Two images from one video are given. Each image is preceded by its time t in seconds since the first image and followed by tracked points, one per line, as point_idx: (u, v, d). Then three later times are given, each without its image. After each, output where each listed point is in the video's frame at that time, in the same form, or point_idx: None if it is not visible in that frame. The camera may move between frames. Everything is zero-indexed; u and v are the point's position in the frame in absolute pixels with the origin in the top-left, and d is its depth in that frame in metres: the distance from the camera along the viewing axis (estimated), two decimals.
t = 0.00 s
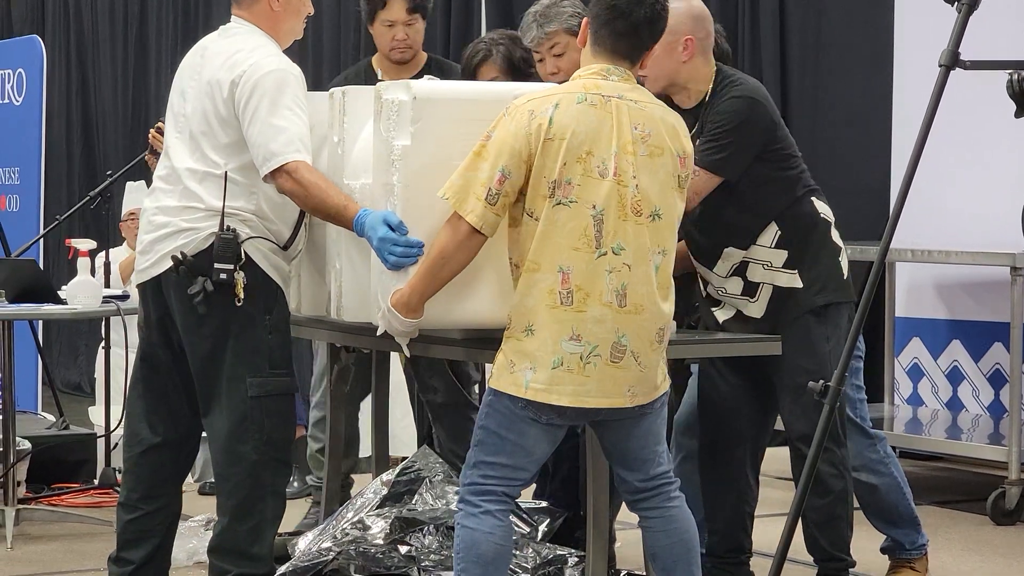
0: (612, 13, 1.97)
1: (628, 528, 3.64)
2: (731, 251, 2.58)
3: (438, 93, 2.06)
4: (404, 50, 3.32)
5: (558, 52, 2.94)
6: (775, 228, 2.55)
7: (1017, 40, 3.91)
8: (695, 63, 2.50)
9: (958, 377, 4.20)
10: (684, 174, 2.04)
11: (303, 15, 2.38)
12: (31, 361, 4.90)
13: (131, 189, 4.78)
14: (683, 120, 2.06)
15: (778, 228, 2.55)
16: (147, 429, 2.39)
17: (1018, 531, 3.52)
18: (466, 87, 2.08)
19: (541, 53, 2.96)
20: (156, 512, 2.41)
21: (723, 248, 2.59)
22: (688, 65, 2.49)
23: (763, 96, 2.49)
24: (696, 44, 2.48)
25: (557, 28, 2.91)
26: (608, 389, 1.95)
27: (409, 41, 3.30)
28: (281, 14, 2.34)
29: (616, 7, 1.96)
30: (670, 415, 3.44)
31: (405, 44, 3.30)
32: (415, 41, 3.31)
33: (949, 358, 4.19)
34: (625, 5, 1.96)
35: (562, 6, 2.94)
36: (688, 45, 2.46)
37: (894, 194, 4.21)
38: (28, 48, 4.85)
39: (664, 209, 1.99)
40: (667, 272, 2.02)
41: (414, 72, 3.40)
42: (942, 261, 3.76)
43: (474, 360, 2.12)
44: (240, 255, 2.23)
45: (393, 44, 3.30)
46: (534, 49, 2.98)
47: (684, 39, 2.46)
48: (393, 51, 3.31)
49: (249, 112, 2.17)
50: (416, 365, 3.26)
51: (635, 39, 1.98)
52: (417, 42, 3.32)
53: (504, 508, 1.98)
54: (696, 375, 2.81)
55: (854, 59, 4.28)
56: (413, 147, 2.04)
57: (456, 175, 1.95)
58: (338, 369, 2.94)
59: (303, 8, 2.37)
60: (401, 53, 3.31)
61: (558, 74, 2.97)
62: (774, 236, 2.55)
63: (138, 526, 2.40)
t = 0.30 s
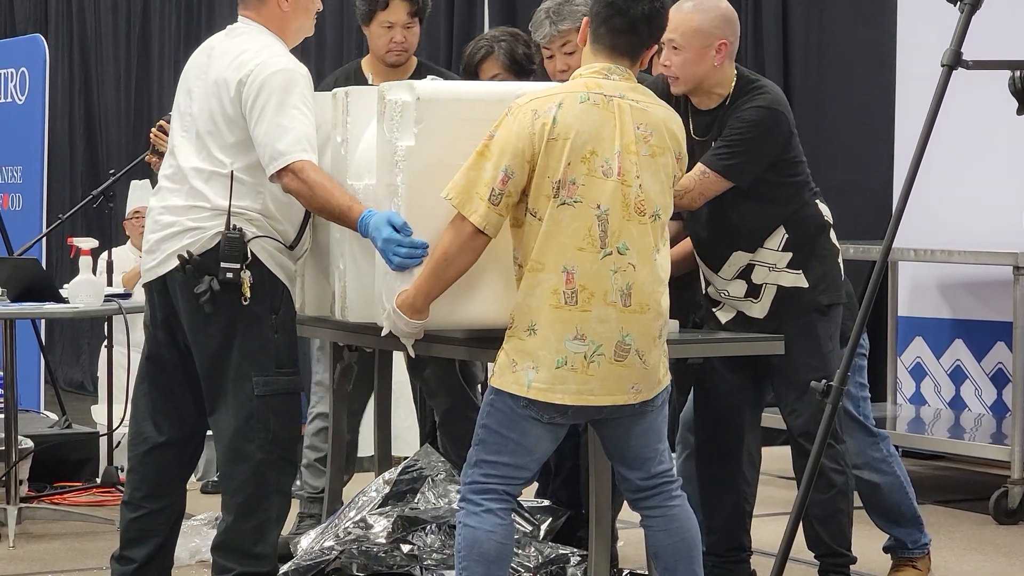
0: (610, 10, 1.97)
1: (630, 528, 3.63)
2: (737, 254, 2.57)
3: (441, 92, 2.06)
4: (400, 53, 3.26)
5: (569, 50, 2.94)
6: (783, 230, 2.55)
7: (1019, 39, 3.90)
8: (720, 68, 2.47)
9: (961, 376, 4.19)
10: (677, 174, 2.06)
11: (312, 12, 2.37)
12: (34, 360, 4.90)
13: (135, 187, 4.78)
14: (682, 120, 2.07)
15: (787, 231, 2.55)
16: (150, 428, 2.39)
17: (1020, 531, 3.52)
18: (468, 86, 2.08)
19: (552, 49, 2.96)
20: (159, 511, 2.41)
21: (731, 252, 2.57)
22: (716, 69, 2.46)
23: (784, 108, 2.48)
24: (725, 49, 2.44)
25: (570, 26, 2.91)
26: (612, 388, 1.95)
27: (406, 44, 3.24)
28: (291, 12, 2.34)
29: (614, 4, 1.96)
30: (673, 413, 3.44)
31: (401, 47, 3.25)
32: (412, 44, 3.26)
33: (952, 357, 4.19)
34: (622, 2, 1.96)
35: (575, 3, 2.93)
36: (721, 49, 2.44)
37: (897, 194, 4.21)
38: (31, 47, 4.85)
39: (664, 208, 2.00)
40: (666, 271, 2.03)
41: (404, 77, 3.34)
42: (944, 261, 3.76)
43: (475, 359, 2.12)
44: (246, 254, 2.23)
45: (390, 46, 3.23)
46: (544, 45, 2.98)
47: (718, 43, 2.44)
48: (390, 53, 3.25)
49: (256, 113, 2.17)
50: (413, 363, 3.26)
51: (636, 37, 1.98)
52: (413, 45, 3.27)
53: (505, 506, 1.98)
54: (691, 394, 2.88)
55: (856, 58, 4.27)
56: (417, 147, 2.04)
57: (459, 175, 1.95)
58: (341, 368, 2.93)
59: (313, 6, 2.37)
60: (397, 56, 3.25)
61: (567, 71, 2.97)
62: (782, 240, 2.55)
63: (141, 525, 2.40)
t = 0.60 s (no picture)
0: (617, 13, 1.97)
1: (630, 529, 3.64)
2: (737, 252, 2.58)
3: (449, 94, 2.06)
4: (395, 50, 3.25)
5: (576, 47, 2.94)
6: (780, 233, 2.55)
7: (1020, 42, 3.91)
8: (722, 62, 2.49)
9: (962, 378, 4.20)
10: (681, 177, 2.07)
11: (316, 23, 2.39)
12: (35, 361, 4.91)
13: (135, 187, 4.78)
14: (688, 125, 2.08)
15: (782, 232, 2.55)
16: (153, 430, 2.39)
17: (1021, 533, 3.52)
18: (475, 89, 2.08)
19: (558, 45, 2.95)
20: (161, 513, 2.41)
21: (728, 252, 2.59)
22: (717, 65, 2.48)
23: (788, 105, 2.48)
24: (723, 43, 2.47)
25: (578, 22, 2.89)
26: (614, 390, 1.95)
27: (401, 41, 3.23)
28: (296, 18, 2.35)
29: (621, 6, 1.96)
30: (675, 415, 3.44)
31: (395, 44, 3.23)
32: (406, 42, 3.25)
33: (953, 359, 4.19)
34: (631, 5, 1.96)
35: None
36: (720, 42, 2.46)
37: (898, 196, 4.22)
38: (32, 48, 4.86)
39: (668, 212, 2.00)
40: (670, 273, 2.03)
41: (396, 76, 3.32)
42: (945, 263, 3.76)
43: (478, 360, 2.13)
44: (253, 258, 2.23)
45: (385, 43, 3.22)
46: (550, 40, 2.96)
47: (716, 38, 2.46)
48: (385, 51, 3.24)
49: (263, 117, 2.17)
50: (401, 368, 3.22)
51: (641, 39, 1.98)
52: (407, 42, 3.26)
53: (508, 508, 1.98)
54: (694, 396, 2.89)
55: (857, 61, 4.28)
56: (423, 150, 2.05)
57: (466, 177, 1.95)
58: (343, 370, 2.91)
59: (317, 16, 2.38)
60: (392, 53, 3.23)
61: (573, 66, 2.97)
62: (779, 242, 2.55)
63: (143, 527, 2.40)
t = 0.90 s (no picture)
0: (618, 17, 1.98)
1: (630, 532, 3.64)
2: (727, 250, 2.59)
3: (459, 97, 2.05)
4: (400, 55, 3.26)
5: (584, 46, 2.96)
6: (780, 232, 2.56)
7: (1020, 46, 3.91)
8: (700, 54, 2.46)
9: (962, 381, 4.20)
10: (687, 182, 2.04)
11: (324, 23, 2.38)
12: (36, 364, 4.91)
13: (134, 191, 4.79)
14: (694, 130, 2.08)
15: (781, 232, 2.56)
16: (156, 433, 2.39)
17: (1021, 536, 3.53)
18: (482, 92, 2.08)
19: (568, 42, 2.97)
20: (164, 516, 2.41)
21: (719, 246, 2.60)
22: (694, 59, 2.45)
23: (775, 90, 2.46)
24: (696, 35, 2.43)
25: (588, 19, 2.91)
26: (614, 393, 1.95)
27: (407, 46, 3.25)
28: (303, 21, 2.35)
29: (622, 11, 1.97)
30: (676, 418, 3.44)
31: (401, 49, 3.25)
32: (412, 46, 3.26)
33: (953, 363, 4.19)
34: (630, 9, 1.97)
35: None
36: (690, 38, 2.42)
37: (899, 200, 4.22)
38: (33, 51, 4.86)
39: (670, 216, 2.00)
40: (673, 276, 2.03)
41: (401, 79, 3.33)
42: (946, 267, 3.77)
43: (478, 364, 2.13)
44: (260, 261, 2.23)
45: (390, 47, 3.23)
46: (559, 37, 2.99)
47: (686, 33, 2.42)
48: (390, 55, 3.25)
49: (272, 119, 2.18)
50: (401, 370, 3.19)
51: (645, 43, 1.99)
52: (413, 46, 3.27)
53: (509, 512, 1.99)
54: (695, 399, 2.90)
55: (858, 65, 4.29)
56: (435, 152, 2.05)
57: (471, 180, 1.96)
58: (345, 373, 2.91)
59: (325, 17, 2.37)
60: (398, 58, 3.25)
61: (581, 64, 2.99)
62: (778, 242, 2.56)
63: (146, 529, 2.41)
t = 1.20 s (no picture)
0: (627, 25, 1.99)
1: (630, 537, 3.64)
2: (725, 256, 2.59)
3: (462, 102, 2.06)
4: (399, 56, 3.26)
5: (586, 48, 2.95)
6: (774, 236, 2.56)
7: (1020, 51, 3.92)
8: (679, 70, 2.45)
9: (962, 387, 4.20)
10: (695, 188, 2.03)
11: (328, 30, 2.40)
12: (36, 369, 4.92)
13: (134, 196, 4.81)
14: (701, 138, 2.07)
15: (777, 236, 2.56)
16: (157, 437, 2.39)
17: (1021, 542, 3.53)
18: (487, 97, 2.08)
19: (569, 44, 2.96)
20: (165, 520, 2.41)
21: (717, 252, 2.60)
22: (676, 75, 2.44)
23: (757, 93, 2.44)
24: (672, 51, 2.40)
25: (589, 23, 2.89)
26: (607, 396, 1.95)
27: (405, 47, 3.25)
28: (308, 27, 2.36)
29: (631, 18, 1.99)
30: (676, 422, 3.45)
31: (400, 50, 3.25)
32: (410, 46, 3.26)
33: (953, 368, 4.20)
34: (639, 16, 1.99)
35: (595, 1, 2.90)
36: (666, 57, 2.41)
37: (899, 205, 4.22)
38: (35, 57, 4.87)
39: (677, 218, 1.99)
40: (673, 281, 2.02)
41: (400, 81, 3.33)
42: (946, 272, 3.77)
43: (477, 370, 2.13)
44: (264, 265, 2.24)
45: (389, 48, 3.23)
46: (559, 40, 2.97)
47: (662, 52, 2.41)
48: (389, 56, 3.25)
49: (277, 124, 2.19)
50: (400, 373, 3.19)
51: (650, 49, 1.99)
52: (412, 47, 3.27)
53: (509, 517, 1.99)
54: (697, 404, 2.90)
55: (858, 69, 4.29)
56: (437, 159, 2.05)
57: (474, 182, 1.97)
58: (343, 377, 2.93)
59: (329, 23, 2.39)
60: (396, 59, 3.25)
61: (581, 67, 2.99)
62: (774, 247, 2.56)
63: (147, 534, 2.41)
